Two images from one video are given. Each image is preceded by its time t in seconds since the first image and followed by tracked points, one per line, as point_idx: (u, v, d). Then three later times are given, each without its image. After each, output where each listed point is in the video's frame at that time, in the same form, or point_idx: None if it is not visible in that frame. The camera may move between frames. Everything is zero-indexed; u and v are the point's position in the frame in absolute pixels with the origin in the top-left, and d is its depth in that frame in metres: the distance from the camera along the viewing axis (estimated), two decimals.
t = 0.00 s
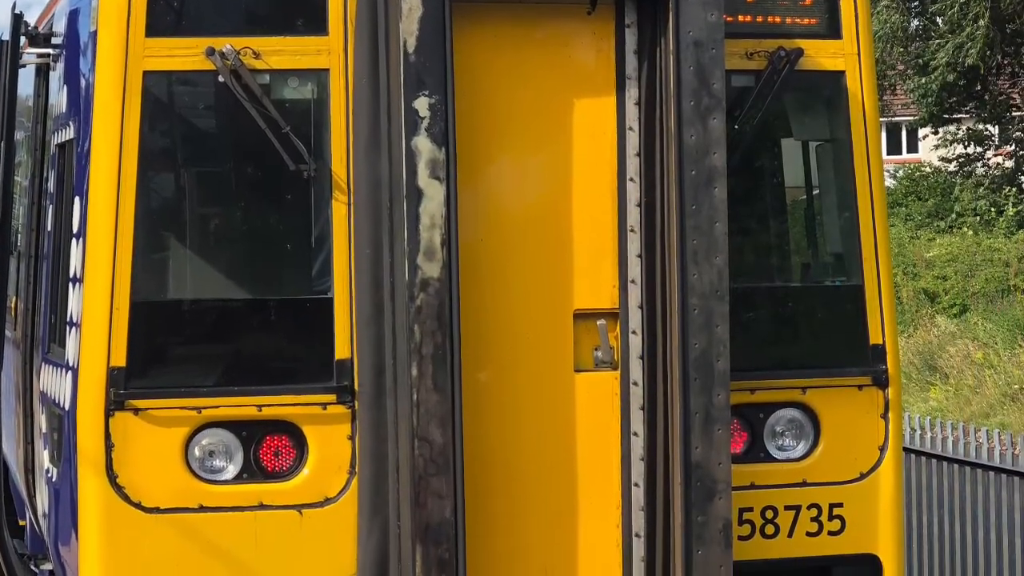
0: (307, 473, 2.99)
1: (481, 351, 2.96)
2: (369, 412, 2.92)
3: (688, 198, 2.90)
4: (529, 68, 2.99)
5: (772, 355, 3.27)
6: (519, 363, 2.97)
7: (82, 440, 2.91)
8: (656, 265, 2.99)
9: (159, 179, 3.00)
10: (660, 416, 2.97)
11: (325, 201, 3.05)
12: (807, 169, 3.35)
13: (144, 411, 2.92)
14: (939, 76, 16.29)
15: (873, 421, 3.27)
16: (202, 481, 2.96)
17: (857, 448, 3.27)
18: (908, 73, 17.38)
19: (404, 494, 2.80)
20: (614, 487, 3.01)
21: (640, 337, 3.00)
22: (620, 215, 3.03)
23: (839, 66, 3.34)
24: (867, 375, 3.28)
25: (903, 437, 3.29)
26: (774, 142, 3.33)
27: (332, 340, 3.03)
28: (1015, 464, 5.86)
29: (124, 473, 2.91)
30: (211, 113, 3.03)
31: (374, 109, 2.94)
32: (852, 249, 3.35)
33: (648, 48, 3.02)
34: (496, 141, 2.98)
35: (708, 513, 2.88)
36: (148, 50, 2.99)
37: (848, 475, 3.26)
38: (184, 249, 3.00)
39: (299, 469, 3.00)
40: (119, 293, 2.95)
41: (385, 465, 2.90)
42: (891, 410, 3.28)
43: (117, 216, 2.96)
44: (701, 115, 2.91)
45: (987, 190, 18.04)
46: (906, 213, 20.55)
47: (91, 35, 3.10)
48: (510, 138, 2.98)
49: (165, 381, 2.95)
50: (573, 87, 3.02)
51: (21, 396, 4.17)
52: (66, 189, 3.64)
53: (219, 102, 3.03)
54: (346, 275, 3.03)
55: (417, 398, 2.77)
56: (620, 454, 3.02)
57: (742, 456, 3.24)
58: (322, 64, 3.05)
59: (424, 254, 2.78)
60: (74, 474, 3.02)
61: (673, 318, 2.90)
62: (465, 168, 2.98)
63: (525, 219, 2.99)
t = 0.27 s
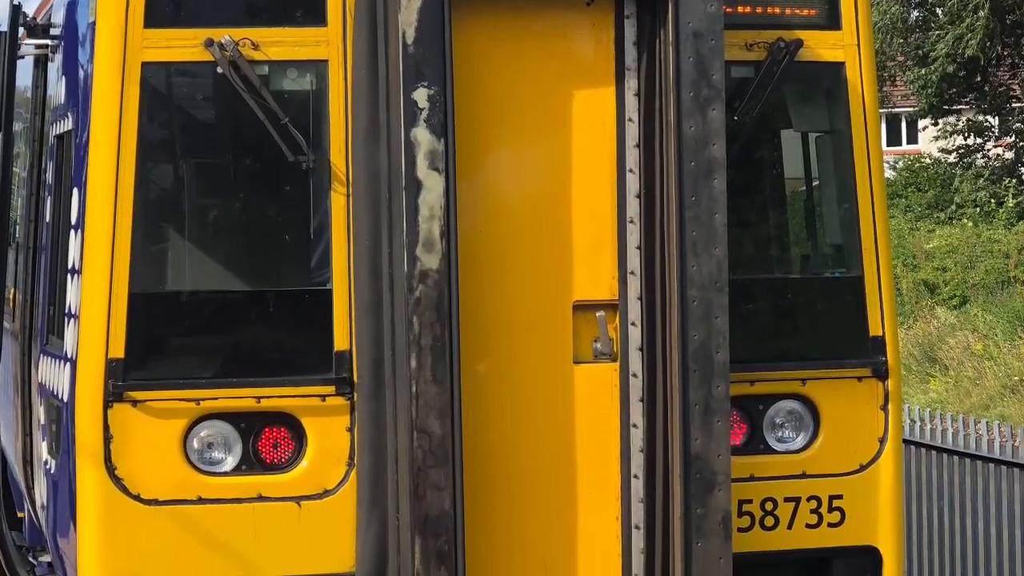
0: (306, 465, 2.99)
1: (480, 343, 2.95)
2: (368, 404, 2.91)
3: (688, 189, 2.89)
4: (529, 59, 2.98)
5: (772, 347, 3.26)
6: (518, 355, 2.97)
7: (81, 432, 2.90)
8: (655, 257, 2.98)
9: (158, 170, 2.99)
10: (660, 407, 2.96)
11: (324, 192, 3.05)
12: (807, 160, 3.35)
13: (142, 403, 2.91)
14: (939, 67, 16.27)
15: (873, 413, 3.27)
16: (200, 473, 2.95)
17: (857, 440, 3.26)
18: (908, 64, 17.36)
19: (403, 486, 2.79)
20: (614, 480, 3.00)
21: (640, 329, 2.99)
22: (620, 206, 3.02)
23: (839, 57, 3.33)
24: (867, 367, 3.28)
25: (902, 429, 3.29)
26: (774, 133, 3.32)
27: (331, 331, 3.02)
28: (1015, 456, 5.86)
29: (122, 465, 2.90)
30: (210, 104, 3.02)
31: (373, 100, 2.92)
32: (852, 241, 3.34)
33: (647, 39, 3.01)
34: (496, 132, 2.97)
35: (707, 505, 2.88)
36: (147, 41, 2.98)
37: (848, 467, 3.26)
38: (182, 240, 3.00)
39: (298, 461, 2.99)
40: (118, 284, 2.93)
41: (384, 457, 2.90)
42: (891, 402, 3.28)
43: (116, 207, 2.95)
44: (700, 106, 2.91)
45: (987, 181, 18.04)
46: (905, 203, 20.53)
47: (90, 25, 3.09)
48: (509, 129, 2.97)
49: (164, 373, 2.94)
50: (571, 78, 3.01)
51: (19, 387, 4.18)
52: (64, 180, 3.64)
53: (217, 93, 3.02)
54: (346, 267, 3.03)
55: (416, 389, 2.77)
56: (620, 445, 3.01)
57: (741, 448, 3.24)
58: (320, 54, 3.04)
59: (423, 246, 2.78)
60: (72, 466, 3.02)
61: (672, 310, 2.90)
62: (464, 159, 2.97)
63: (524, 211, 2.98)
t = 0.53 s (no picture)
0: (305, 457, 2.98)
1: (479, 335, 2.94)
2: (366, 396, 2.89)
3: (687, 180, 2.89)
4: (528, 51, 2.97)
5: (771, 340, 3.25)
6: (517, 347, 2.96)
7: (79, 423, 2.89)
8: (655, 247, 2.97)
9: (156, 162, 2.98)
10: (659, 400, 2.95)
11: (323, 184, 3.04)
12: (807, 152, 3.34)
13: (140, 394, 2.91)
14: (939, 58, 16.27)
15: (873, 405, 3.26)
16: (199, 464, 2.95)
17: (857, 431, 3.26)
18: (908, 56, 17.34)
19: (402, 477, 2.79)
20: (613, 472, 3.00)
21: (640, 320, 2.98)
22: (619, 197, 3.01)
23: (838, 49, 3.32)
24: (867, 359, 3.27)
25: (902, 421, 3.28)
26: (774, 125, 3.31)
27: (330, 323, 3.01)
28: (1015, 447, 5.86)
29: (120, 457, 2.90)
30: (208, 95, 3.01)
31: (372, 92, 2.91)
32: (852, 232, 3.33)
33: (646, 30, 3.00)
34: (495, 124, 2.96)
35: (707, 497, 2.87)
36: (145, 32, 2.97)
37: (847, 459, 3.26)
38: (181, 231, 2.99)
39: (297, 453, 2.98)
40: (116, 276, 2.93)
41: (383, 449, 2.89)
42: (891, 393, 3.27)
43: (114, 198, 2.94)
44: (700, 98, 2.90)
45: (987, 173, 18.02)
46: (904, 194, 20.28)
47: (89, 16, 3.08)
48: (508, 121, 2.96)
49: (163, 364, 2.94)
50: (571, 70, 3.00)
51: (18, 379, 4.18)
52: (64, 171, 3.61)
53: (216, 84, 3.01)
54: (345, 258, 3.02)
55: (415, 381, 2.76)
56: (619, 437, 3.00)
57: (740, 440, 3.23)
58: (319, 46, 3.03)
59: (422, 237, 2.78)
60: (71, 458, 3.01)
61: (672, 302, 2.89)
62: (462, 151, 2.96)
63: (522, 202, 2.97)
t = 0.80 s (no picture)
0: (304, 449, 2.97)
1: (478, 327, 2.94)
2: (365, 388, 2.89)
3: (686, 172, 2.88)
4: (528, 42, 2.96)
5: (772, 331, 3.25)
6: (517, 339, 2.95)
7: (78, 415, 2.89)
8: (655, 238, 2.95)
9: (155, 153, 2.97)
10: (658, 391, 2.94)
11: (322, 175, 3.03)
12: (806, 143, 3.33)
13: (139, 386, 2.90)
14: (939, 49, 16.26)
15: (873, 397, 3.26)
16: (198, 456, 2.94)
17: (857, 423, 3.25)
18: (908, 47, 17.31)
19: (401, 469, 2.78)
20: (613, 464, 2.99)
21: (639, 311, 2.97)
22: (618, 188, 3.00)
23: (838, 40, 3.31)
24: (867, 350, 3.27)
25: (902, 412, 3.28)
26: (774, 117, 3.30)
27: (328, 315, 3.00)
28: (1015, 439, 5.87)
29: (119, 448, 2.89)
30: (206, 87, 3.00)
31: (371, 84, 2.90)
32: (852, 224, 3.33)
33: (646, 21, 2.98)
34: (494, 115, 2.95)
35: (706, 489, 2.88)
36: (143, 23, 2.95)
37: (847, 450, 3.25)
38: (180, 223, 2.98)
39: (296, 445, 2.98)
40: (116, 267, 2.92)
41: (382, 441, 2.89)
42: (891, 385, 3.27)
43: (112, 190, 2.94)
44: (699, 89, 2.90)
45: (987, 164, 18.01)
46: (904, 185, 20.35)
47: (87, 7, 3.06)
48: (507, 112, 2.96)
49: (161, 356, 2.93)
50: (571, 60, 2.99)
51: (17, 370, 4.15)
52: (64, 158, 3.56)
53: (214, 75, 3.00)
54: (343, 249, 3.01)
55: (414, 373, 2.76)
56: (619, 429, 2.99)
57: (739, 431, 3.23)
58: (318, 37, 3.01)
59: (421, 229, 2.77)
60: (69, 450, 3.01)
61: (671, 293, 2.88)
62: (461, 143, 2.95)
63: (521, 194, 2.96)
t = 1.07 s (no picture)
0: (302, 441, 2.97)
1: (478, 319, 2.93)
2: (365, 380, 2.88)
3: (686, 164, 2.86)
4: (527, 33, 2.95)
5: (772, 323, 3.24)
6: (516, 332, 2.95)
7: (76, 407, 2.89)
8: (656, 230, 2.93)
9: (153, 145, 2.96)
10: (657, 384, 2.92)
11: (321, 167, 3.02)
12: (806, 135, 3.32)
13: (137, 377, 2.90)
14: (939, 39, 16.24)
15: (873, 388, 3.26)
16: (196, 448, 2.94)
17: (857, 415, 3.25)
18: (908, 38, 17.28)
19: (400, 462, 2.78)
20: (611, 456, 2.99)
21: (639, 303, 2.96)
22: (617, 179, 2.99)
23: (838, 31, 3.30)
24: (867, 342, 3.26)
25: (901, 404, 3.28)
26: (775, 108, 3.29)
27: (327, 307, 3.00)
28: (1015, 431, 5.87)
29: (117, 440, 2.89)
30: (205, 79, 2.99)
31: (370, 75, 2.88)
32: (852, 215, 3.32)
33: (645, 12, 2.96)
34: (494, 107, 2.95)
35: (706, 481, 2.87)
36: (141, 15, 2.94)
37: (847, 442, 3.25)
38: (179, 215, 2.97)
39: (295, 437, 2.97)
40: (115, 259, 2.91)
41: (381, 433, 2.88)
42: (891, 376, 3.27)
43: (111, 181, 2.93)
44: (698, 80, 2.88)
45: (987, 155, 18.00)
46: (904, 176, 20.32)
47: None
48: (507, 103, 2.95)
49: (160, 347, 2.93)
50: (570, 51, 2.98)
51: (16, 363, 4.13)
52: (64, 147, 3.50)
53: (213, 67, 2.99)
54: (342, 241, 3.00)
55: (413, 364, 2.75)
56: (618, 421, 2.99)
57: (738, 423, 3.22)
58: (316, 28, 3.00)
59: (421, 220, 2.76)
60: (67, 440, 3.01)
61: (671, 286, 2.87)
62: (461, 134, 2.94)
63: (521, 185, 2.95)
